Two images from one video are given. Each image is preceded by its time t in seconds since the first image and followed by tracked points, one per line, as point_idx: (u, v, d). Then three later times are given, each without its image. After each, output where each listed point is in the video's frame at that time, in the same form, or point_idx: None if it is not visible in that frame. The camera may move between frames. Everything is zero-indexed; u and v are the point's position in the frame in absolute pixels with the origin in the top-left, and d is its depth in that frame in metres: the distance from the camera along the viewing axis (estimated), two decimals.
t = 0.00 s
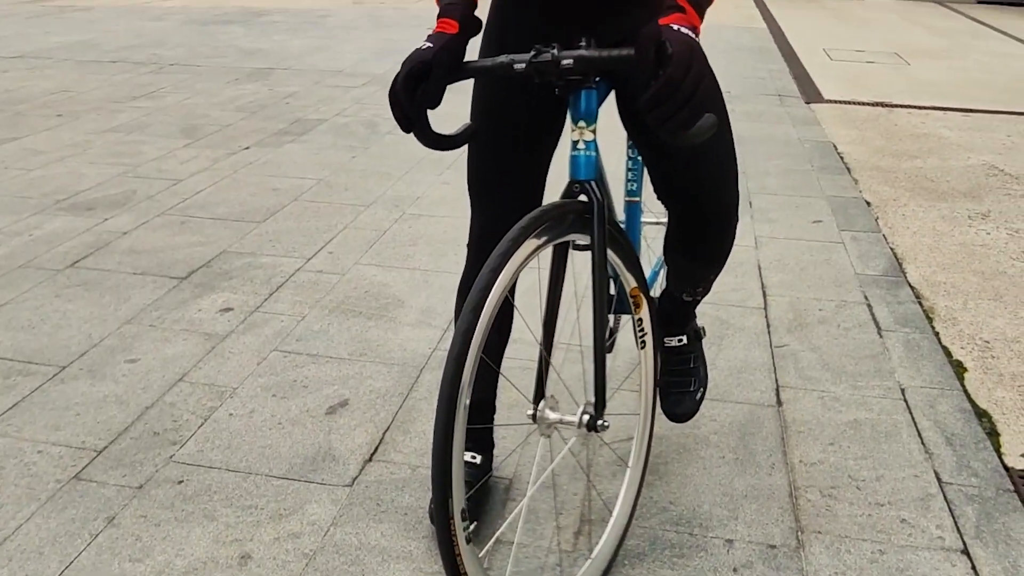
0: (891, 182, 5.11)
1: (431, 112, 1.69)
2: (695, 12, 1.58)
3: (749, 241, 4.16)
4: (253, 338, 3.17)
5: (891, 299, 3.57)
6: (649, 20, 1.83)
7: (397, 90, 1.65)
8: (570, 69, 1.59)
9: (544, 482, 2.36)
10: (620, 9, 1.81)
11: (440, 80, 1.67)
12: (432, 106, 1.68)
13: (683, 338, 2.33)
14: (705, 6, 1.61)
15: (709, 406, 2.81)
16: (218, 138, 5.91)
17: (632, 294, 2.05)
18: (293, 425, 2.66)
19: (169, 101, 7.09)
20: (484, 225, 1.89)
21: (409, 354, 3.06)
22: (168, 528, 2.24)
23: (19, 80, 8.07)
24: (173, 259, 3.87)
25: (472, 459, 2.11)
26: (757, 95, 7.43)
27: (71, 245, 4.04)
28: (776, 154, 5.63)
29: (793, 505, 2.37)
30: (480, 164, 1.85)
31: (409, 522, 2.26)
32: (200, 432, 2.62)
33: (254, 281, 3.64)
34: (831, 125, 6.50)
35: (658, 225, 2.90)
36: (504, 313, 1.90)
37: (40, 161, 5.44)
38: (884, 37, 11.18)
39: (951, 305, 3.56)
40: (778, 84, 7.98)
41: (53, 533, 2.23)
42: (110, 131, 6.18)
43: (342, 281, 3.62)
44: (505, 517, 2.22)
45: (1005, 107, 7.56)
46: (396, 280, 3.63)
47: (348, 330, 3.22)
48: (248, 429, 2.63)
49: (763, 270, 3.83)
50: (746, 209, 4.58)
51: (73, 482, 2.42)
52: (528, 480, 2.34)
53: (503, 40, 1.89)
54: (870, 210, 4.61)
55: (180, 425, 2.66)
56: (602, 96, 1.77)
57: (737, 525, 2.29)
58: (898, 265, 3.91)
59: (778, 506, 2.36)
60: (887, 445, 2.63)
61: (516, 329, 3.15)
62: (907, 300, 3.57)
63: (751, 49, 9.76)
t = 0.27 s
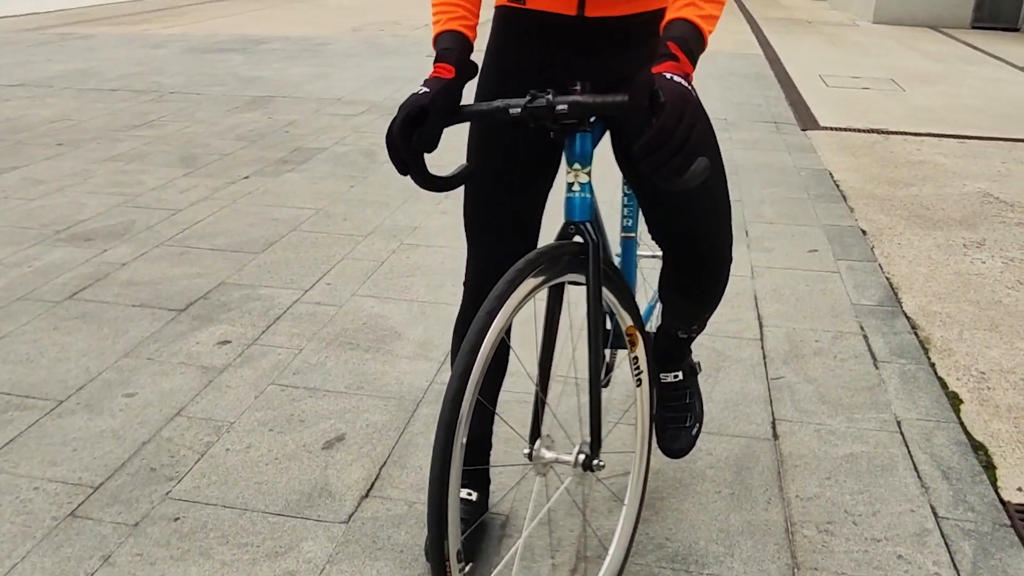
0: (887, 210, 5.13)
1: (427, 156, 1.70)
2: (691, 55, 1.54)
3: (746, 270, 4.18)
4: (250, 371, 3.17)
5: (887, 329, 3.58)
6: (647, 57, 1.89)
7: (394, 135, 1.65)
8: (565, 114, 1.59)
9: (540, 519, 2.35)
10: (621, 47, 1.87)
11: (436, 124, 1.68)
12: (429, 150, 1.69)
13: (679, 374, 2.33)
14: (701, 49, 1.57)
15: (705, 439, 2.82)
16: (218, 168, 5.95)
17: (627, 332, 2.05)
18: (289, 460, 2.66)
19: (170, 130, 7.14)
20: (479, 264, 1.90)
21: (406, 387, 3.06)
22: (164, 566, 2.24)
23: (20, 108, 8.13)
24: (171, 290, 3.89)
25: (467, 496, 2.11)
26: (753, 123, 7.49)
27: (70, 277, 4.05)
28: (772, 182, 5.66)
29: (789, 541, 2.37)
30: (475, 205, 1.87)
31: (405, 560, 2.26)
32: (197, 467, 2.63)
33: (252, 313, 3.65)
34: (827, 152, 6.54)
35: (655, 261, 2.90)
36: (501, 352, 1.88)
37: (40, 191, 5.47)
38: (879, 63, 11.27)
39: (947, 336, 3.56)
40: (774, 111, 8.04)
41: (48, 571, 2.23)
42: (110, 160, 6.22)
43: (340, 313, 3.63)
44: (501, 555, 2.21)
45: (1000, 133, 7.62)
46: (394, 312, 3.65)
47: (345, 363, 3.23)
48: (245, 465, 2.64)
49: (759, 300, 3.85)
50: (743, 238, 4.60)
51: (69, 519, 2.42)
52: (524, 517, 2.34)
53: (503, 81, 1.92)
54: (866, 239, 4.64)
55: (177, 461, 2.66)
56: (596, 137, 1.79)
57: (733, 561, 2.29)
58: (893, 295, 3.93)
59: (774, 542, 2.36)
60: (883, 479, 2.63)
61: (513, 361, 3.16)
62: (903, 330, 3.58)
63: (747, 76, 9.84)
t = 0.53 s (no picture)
0: (884, 235, 5.15)
1: (425, 191, 1.70)
2: (685, 92, 1.55)
3: (743, 295, 4.18)
4: (248, 398, 3.18)
5: (885, 355, 3.58)
6: (644, 91, 1.92)
7: (392, 171, 1.66)
8: (561, 149, 1.59)
9: (537, 550, 2.35)
10: (618, 81, 1.91)
11: (433, 159, 1.68)
12: (426, 185, 1.70)
13: (676, 404, 2.33)
14: (696, 85, 1.58)
15: (703, 468, 2.81)
16: (218, 193, 5.97)
17: (624, 363, 2.05)
18: (287, 489, 2.66)
19: (170, 154, 7.17)
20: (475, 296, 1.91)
21: (404, 415, 3.06)
22: None
23: (22, 133, 8.17)
24: (170, 317, 3.90)
25: (464, 526, 2.09)
26: (751, 146, 7.53)
27: (69, 303, 4.06)
28: (770, 206, 5.68)
29: (787, 571, 2.36)
30: (471, 237, 1.87)
31: None
32: (194, 497, 2.62)
33: (250, 340, 3.66)
34: (825, 176, 6.57)
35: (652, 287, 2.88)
36: (498, 384, 1.86)
37: (41, 217, 5.49)
38: (875, 86, 11.34)
39: (945, 362, 3.57)
40: (772, 135, 8.08)
41: None
42: (111, 185, 6.24)
43: (338, 339, 3.64)
44: None
45: (996, 156, 7.66)
46: (393, 339, 3.66)
47: (343, 390, 3.23)
48: (242, 494, 2.63)
49: (757, 325, 3.85)
50: (740, 263, 4.62)
51: (65, 550, 2.41)
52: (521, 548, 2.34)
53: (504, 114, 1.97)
54: (864, 263, 4.65)
55: (173, 490, 2.65)
56: (592, 170, 1.79)
57: None
58: (891, 321, 3.93)
59: (772, 572, 2.35)
60: (882, 508, 2.63)
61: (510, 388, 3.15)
62: (900, 356, 3.59)
63: (744, 99, 9.90)
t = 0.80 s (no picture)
0: (883, 258, 5.17)
1: (425, 224, 1.70)
2: (681, 129, 1.57)
3: (743, 320, 4.20)
4: (249, 424, 3.19)
5: (883, 380, 3.59)
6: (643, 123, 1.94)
7: (392, 204, 1.65)
8: (559, 182, 1.60)
9: None
10: (617, 112, 1.92)
11: (433, 192, 1.68)
12: (426, 217, 1.69)
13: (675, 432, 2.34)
14: (693, 121, 1.60)
15: (702, 494, 2.82)
16: (220, 215, 6.01)
17: (623, 392, 2.06)
18: (286, 516, 2.66)
19: (172, 176, 7.22)
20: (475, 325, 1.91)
21: (404, 440, 3.07)
22: None
23: (25, 155, 8.22)
24: (171, 341, 3.91)
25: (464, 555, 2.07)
26: (750, 169, 7.56)
27: (71, 327, 4.08)
28: (769, 229, 5.71)
29: None
30: (471, 266, 1.89)
31: None
32: (193, 524, 2.63)
33: (251, 364, 3.67)
34: (824, 198, 6.60)
35: (652, 314, 2.86)
36: (497, 416, 1.83)
37: (43, 239, 5.52)
38: (874, 108, 11.40)
39: (944, 386, 3.57)
40: (771, 157, 8.12)
41: None
42: (113, 208, 6.28)
43: (338, 364, 3.65)
44: None
45: (994, 178, 7.69)
46: (393, 363, 3.67)
47: (343, 416, 3.24)
48: (242, 520, 2.64)
49: (756, 350, 3.87)
50: (739, 287, 4.63)
51: None
52: None
53: (504, 143, 1.97)
54: (862, 287, 4.67)
55: (174, 516, 2.66)
56: (591, 202, 1.81)
57: None
58: (890, 345, 3.94)
59: None
60: (881, 535, 2.63)
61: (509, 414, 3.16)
62: (899, 381, 3.60)
63: (744, 121, 9.96)
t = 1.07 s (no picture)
0: (884, 282, 5.18)
1: (427, 261, 1.71)
2: (682, 169, 1.60)
3: (744, 345, 4.21)
4: (251, 451, 3.20)
5: (884, 406, 3.60)
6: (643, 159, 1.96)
7: (395, 242, 1.66)
8: (561, 221, 1.60)
9: None
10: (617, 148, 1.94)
11: (436, 230, 1.69)
12: (429, 254, 1.70)
13: (676, 463, 2.34)
14: (693, 161, 1.62)
15: (703, 523, 2.82)
16: (223, 238, 6.04)
17: (624, 425, 2.06)
18: (288, 544, 2.67)
19: (176, 198, 7.26)
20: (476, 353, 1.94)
21: (406, 468, 3.08)
22: None
23: (30, 176, 8.27)
24: (174, 366, 3.93)
25: None
26: (751, 191, 7.60)
27: (74, 351, 4.10)
28: (770, 253, 5.73)
29: None
30: (473, 300, 1.91)
31: None
32: (196, 552, 2.64)
33: (254, 390, 3.69)
34: (825, 222, 6.62)
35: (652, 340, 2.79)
36: (498, 455, 1.82)
37: (48, 262, 5.55)
38: (875, 129, 11.45)
39: (945, 413, 3.58)
40: (772, 179, 8.16)
41: None
42: (117, 230, 6.31)
43: (340, 390, 3.67)
44: None
45: (995, 200, 7.72)
46: (395, 389, 3.69)
47: (345, 443, 3.25)
48: (244, 549, 2.65)
49: (757, 376, 3.88)
50: (740, 311, 4.65)
51: None
52: None
53: (505, 178, 1.97)
54: (863, 312, 4.68)
55: (176, 544, 2.67)
56: (592, 237, 1.83)
57: None
58: (890, 371, 3.95)
59: None
60: (882, 565, 2.63)
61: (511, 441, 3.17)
62: (900, 407, 3.60)
63: (745, 143, 10.01)
